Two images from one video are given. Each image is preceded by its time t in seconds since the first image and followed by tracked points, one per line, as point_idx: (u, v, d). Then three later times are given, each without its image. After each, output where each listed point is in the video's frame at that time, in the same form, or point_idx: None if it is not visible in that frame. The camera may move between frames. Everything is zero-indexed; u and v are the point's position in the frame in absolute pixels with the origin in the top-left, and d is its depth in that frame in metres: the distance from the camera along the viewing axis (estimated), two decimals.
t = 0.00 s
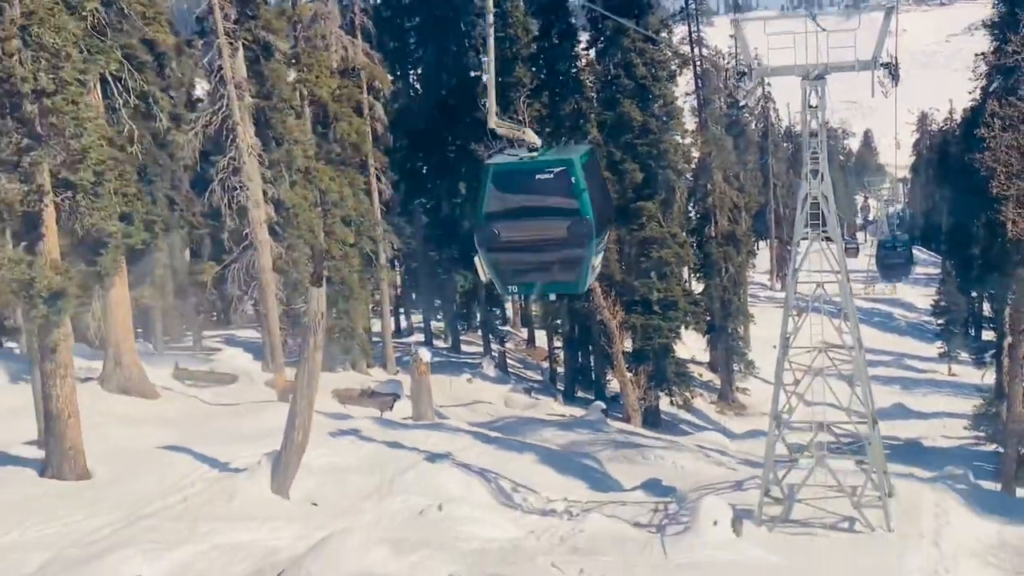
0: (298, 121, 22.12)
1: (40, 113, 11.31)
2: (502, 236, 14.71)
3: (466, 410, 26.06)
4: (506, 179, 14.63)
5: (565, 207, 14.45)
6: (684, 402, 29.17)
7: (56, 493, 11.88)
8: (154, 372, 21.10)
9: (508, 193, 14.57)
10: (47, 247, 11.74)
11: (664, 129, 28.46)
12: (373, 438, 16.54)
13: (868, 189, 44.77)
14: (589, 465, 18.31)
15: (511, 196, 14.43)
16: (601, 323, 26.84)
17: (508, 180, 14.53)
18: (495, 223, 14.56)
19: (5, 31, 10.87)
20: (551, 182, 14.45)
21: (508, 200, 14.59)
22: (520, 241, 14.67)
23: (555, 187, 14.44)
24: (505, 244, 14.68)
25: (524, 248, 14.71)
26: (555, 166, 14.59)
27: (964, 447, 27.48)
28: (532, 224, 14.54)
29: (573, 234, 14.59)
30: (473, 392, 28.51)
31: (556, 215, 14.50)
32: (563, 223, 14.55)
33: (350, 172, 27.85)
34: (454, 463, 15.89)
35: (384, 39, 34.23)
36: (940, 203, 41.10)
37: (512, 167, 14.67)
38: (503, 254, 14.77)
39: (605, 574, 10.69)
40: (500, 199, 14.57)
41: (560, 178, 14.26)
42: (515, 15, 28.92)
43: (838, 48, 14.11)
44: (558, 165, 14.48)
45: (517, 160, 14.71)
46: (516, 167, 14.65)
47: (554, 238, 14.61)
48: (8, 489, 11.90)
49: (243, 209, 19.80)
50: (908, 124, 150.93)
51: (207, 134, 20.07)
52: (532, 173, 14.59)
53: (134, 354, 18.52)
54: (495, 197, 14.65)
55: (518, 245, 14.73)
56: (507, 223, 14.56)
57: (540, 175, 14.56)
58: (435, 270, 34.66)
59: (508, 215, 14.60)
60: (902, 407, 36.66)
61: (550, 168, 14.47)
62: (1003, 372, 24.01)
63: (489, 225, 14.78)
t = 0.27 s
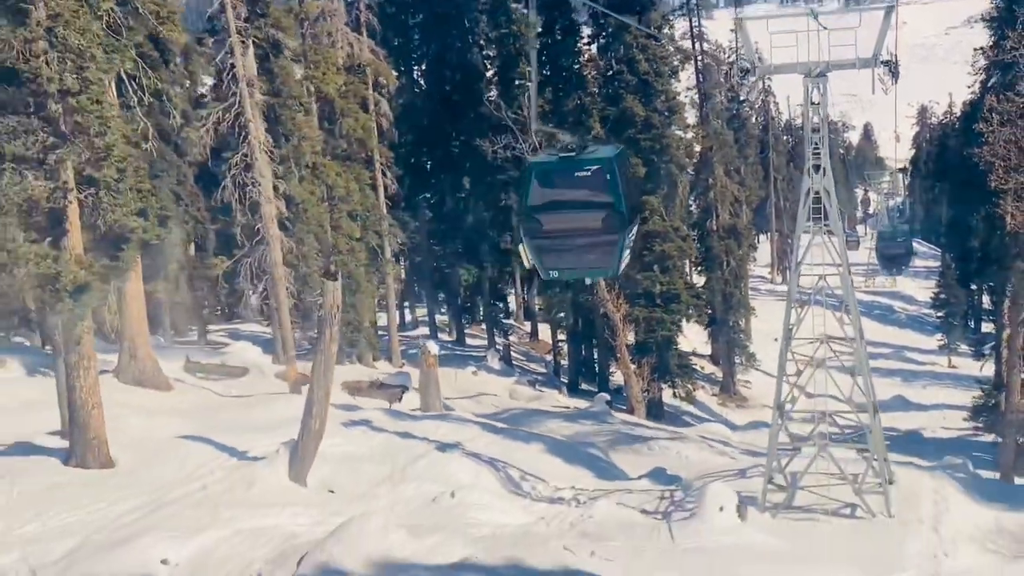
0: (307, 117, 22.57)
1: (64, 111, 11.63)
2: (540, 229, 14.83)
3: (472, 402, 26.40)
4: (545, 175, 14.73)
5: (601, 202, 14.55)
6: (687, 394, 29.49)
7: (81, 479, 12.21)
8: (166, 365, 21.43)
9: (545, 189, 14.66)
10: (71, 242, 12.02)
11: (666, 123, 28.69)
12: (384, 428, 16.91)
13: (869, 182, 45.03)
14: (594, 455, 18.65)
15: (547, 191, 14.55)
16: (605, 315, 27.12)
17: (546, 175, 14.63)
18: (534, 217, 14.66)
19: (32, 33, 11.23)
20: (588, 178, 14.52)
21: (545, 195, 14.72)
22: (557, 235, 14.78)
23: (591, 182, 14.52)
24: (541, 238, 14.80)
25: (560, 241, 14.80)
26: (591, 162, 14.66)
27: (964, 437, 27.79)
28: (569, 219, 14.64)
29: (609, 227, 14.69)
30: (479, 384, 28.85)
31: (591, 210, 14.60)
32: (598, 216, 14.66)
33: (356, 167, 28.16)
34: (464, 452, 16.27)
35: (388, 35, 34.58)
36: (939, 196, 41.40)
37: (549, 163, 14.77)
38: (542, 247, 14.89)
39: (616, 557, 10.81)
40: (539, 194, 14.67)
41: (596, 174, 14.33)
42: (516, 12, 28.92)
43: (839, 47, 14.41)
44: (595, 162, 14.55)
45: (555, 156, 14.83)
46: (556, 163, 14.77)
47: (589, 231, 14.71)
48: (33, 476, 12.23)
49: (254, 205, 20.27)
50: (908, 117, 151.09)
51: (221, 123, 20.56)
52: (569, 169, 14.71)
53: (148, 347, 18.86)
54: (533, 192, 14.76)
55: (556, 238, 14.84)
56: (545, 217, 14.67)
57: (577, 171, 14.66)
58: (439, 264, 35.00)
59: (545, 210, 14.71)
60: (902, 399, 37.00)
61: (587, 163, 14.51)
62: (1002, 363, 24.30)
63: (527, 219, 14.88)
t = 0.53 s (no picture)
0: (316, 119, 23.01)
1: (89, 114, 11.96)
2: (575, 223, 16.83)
3: (477, 399, 26.74)
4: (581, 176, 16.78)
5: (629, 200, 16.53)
6: (688, 391, 29.82)
7: (103, 472, 12.57)
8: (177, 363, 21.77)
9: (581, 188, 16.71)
10: (94, 242, 12.30)
11: (669, 124, 29.05)
12: (394, 424, 17.22)
13: (868, 181, 45.35)
14: (600, 450, 19.01)
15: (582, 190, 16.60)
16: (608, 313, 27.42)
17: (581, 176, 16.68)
18: (569, 215, 16.70)
19: (58, 38, 11.55)
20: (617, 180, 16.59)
21: (579, 194, 16.75)
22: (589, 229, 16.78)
23: (621, 183, 16.57)
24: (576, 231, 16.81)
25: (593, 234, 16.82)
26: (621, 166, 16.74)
27: (962, 434, 28.11)
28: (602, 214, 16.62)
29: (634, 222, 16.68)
30: (483, 382, 29.18)
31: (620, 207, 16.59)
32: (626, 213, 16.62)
33: (362, 167, 28.53)
34: (473, 447, 16.60)
35: (392, 36, 34.89)
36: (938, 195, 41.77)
37: (583, 166, 16.86)
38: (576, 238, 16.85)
39: (623, 546, 11.13)
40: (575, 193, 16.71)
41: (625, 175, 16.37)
42: (521, 14, 29.40)
43: (839, 51, 14.71)
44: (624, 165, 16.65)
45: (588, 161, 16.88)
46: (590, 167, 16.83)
47: (617, 226, 16.73)
48: (58, 468, 12.60)
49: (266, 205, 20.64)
50: (907, 116, 151.40)
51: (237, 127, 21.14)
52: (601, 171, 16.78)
53: (161, 344, 19.21)
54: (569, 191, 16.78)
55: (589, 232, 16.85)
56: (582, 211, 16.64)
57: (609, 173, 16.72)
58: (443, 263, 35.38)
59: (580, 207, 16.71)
60: (901, 396, 37.33)
61: (617, 167, 16.64)
62: (1000, 360, 24.62)
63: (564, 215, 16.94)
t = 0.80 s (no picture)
0: (324, 124, 23.36)
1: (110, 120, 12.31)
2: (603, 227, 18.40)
3: (481, 400, 27.10)
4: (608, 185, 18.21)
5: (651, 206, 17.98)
6: (690, 393, 30.16)
7: (122, 469, 12.91)
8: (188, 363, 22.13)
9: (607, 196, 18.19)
10: (114, 245, 12.71)
11: (671, 128, 29.42)
12: (403, 424, 17.56)
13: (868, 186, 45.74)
14: (604, 451, 19.36)
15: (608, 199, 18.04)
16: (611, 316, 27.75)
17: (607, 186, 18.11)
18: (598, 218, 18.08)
19: (82, 47, 11.87)
20: (641, 188, 17.96)
21: (608, 200, 18.14)
22: (616, 233, 18.27)
23: (645, 191, 17.97)
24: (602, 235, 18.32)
25: (619, 237, 18.33)
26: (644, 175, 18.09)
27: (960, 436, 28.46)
28: (628, 220, 18.12)
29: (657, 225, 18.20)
30: (487, 383, 29.53)
31: (643, 212, 18.09)
32: (650, 217, 18.14)
33: (368, 171, 28.90)
34: (481, 447, 16.95)
35: (397, 42, 35.25)
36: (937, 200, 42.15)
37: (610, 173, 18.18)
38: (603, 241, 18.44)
39: (631, 540, 11.49)
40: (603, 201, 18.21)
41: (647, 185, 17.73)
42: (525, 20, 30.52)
43: (840, 60, 15.05)
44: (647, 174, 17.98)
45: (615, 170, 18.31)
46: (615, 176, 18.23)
47: (641, 229, 18.25)
48: (78, 465, 12.95)
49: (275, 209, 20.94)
50: (907, 121, 151.90)
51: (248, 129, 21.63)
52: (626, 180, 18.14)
53: (173, 345, 19.56)
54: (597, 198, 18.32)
55: (615, 235, 18.36)
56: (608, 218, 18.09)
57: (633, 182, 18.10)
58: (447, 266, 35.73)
59: (607, 212, 18.18)
60: (900, 400, 37.68)
61: (640, 175, 17.98)
62: (998, 363, 24.96)
63: (593, 219, 18.45)
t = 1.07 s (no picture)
0: (333, 133, 23.76)
1: (130, 130, 12.70)
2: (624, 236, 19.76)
3: (485, 406, 27.40)
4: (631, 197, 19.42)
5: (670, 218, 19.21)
6: (691, 400, 30.46)
7: (139, 470, 13.24)
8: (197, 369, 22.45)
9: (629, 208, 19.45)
10: (133, 252, 13.02)
11: (672, 138, 29.80)
12: (410, 428, 17.89)
13: (868, 195, 46.15)
14: (607, 455, 19.67)
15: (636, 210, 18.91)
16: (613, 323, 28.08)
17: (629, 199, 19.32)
18: (620, 228, 19.45)
19: (104, 59, 12.22)
20: (661, 201, 19.18)
21: (630, 212, 19.38)
22: (637, 241, 19.55)
23: (664, 202, 19.16)
24: (623, 245, 19.68)
25: (640, 245, 19.65)
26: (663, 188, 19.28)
27: (958, 444, 28.74)
28: (650, 230, 19.26)
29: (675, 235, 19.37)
30: (490, 389, 29.85)
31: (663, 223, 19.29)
32: (669, 227, 19.35)
33: (373, 179, 29.26)
34: (486, 450, 17.29)
35: (402, 52, 35.67)
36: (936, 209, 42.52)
37: (631, 188, 19.42)
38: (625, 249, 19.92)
39: (637, 541, 11.82)
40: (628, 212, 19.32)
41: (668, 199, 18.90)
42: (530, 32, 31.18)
43: (841, 74, 15.44)
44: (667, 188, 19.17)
45: (637, 182, 19.47)
46: (637, 189, 19.32)
47: (661, 238, 19.46)
48: (95, 466, 13.28)
49: (284, 218, 21.35)
50: (906, 130, 152.64)
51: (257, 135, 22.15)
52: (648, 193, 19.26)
53: (183, 349, 19.89)
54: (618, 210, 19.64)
55: (636, 243, 19.71)
56: (630, 228, 19.44)
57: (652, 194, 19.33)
58: (450, 273, 36.13)
59: (627, 222, 19.47)
60: (899, 408, 37.99)
61: (659, 190, 19.15)
62: (995, 372, 25.25)
63: (615, 228, 19.79)
